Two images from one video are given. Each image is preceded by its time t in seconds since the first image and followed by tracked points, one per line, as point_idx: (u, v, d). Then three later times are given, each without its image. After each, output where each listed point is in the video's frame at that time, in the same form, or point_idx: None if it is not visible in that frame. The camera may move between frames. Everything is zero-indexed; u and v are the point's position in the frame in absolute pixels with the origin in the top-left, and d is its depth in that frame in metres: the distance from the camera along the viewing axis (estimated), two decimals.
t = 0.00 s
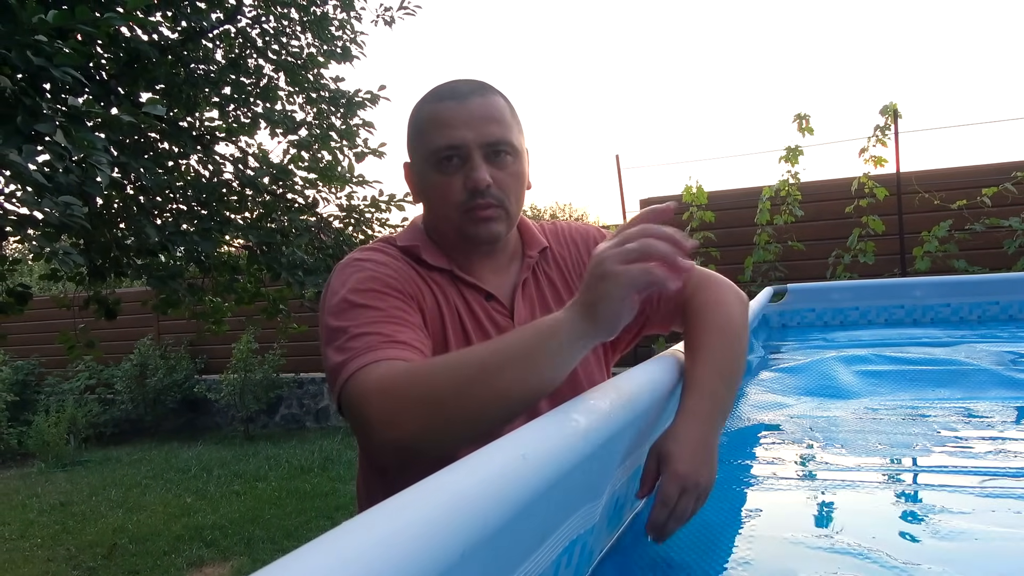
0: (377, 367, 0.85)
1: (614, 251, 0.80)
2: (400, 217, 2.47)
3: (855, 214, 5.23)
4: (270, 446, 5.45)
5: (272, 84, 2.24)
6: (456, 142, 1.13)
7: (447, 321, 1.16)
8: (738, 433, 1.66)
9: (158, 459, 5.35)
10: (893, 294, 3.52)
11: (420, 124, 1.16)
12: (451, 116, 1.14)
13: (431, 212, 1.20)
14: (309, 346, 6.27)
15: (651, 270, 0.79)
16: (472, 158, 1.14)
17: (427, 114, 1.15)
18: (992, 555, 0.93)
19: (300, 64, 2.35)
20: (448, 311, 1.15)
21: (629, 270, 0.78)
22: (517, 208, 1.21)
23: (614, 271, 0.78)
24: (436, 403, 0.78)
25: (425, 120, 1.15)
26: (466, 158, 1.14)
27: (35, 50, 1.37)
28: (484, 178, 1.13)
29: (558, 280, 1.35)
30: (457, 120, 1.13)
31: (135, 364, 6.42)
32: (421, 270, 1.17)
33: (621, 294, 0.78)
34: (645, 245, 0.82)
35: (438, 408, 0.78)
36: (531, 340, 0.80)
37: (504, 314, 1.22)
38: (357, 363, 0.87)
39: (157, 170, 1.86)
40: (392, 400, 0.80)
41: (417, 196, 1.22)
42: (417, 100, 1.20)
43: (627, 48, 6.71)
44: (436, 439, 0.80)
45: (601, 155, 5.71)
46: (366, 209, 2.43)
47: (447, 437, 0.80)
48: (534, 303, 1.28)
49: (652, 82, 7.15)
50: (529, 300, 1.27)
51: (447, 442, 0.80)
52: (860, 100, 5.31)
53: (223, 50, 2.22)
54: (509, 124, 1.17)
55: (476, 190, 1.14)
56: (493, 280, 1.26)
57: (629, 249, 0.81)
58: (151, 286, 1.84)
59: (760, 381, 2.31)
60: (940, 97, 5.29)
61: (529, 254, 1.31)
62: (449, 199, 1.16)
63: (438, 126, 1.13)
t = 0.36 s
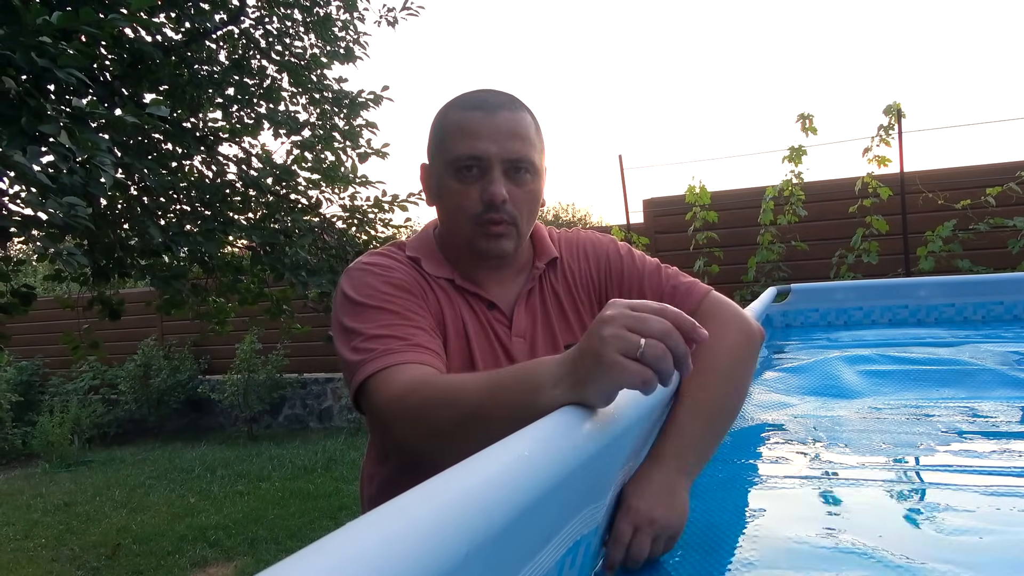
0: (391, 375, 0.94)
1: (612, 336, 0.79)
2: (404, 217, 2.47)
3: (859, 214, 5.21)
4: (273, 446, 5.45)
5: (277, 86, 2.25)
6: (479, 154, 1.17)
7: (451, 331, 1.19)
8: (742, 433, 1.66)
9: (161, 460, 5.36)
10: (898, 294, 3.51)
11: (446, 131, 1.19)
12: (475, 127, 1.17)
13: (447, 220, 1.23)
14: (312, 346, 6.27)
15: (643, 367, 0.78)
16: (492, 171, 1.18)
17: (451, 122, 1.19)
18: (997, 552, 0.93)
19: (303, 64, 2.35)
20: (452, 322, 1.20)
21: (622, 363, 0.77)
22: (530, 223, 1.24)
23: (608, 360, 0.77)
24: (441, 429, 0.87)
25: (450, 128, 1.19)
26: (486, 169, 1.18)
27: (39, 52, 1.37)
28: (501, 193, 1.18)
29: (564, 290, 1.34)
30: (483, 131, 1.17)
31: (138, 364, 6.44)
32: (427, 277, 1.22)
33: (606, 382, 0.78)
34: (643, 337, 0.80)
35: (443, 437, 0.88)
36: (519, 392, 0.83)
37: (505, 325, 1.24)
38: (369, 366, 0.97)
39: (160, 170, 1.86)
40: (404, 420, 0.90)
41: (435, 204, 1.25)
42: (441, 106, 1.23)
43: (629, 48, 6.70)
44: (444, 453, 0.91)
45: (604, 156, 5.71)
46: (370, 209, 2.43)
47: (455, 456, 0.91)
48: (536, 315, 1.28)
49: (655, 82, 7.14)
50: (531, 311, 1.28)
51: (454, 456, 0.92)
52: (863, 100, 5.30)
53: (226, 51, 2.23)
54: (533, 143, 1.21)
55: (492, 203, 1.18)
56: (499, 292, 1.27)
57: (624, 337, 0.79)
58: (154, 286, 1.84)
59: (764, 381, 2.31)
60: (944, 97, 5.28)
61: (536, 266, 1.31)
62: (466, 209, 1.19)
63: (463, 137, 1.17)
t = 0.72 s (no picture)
0: (379, 380, 0.95)
1: (612, 338, 0.80)
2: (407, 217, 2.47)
3: (861, 215, 5.21)
4: (275, 446, 5.46)
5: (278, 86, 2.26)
6: (465, 146, 1.17)
7: (444, 333, 1.20)
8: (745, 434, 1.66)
9: (163, 459, 5.37)
10: (901, 294, 3.50)
11: (433, 127, 1.20)
12: (462, 119, 1.18)
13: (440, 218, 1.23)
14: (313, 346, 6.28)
15: (645, 368, 0.79)
16: (479, 162, 1.18)
17: (437, 117, 1.20)
18: (999, 555, 0.93)
19: (305, 65, 2.35)
20: (445, 323, 1.20)
21: (625, 365, 0.78)
22: (523, 218, 1.24)
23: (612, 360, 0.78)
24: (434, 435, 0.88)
25: (438, 124, 1.19)
26: (475, 162, 1.18)
27: (42, 52, 1.38)
28: (490, 182, 1.17)
29: (563, 291, 1.33)
30: (468, 122, 1.17)
31: (141, 364, 6.45)
32: (420, 279, 1.22)
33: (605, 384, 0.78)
34: (646, 339, 0.81)
35: (436, 442, 0.89)
36: (516, 397, 0.84)
37: (499, 328, 1.24)
38: (360, 371, 0.97)
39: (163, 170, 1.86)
40: (394, 426, 0.90)
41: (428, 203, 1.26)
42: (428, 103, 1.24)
43: (631, 49, 6.70)
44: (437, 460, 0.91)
45: (606, 156, 5.71)
46: (372, 209, 2.44)
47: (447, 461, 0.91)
48: (532, 316, 1.27)
49: (657, 83, 7.14)
50: (528, 313, 1.27)
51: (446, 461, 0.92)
52: (866, 100, 5.29)
53: (228, 51, 2.24)
54: (522, 134, 1.21)
55: (480, 194, 1.17)
56: (496, 292, 1.28)
57: (625, 338, 0.80)
58: (157, 286, 1.84)
59: (766, 381, 2.31)
60: (946, 97, 5.27)
61: (533, 266, 1.30)
62: (458, 205, 1.19)
63: (450, 131, 1.18)
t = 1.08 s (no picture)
0: (359, 404, 0.91)
1: (630, 345, 0.81)
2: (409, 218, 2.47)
3: (864, 215, 5.20)
4: (278, 446, 5.46)
5: (280, 86, 2.26)
6: (477, 142, 1.13)
7: (426, 342, 1.13)
8: (747, 435, 1.66)
9: (166, 459, 5.37)
10: (903, 295, 3.50)
11: (435, 119, 1.14)
12: (468, 113, 1.13)
13: (433, 218, 1.17)
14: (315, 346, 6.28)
15: (660, 378, 0.81)
16: (489, 160, 1.13)
17: (440, 110, 1.14)
18: (1004, 556, 0.93)
19: (308, 66, 2.36)
20: (429, 331, 1.14)
21: (641, 373, 0.79)
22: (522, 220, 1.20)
23: (628, 368, 0.79)
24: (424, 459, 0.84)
25: (440, 116, 1.14)
26: (482, 160, 1.13)
27: (46, 53, 1.38)
28: (502, 182, 1.12)
29: (552, 291, 1.26)
30: (477, 116, 1.12)
31: (143, 364, 6.46)
32: (398, 286, 1.15)
33: (618, 392, 0.80)
34: (662, 349, 0.82)
35: (422, 467, 0.85)
36: (520, 408, 0.83)
37: (489, 334, 1.18)
38: (339, 397, 0.93)
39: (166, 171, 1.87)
40: (381, 451, 0.86)
41: (418, 201, 1.20)
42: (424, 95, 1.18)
43: (633, 49, 6.71)
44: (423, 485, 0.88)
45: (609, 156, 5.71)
46: (374, 209, 2.44)
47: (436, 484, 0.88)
48: (523, 318, 1.22)
49: (659, 83, 7.14)
50: (518, 315, 1.21)
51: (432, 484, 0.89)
52: (868, 100, 5.29)
53: (232, 51, 2.23)
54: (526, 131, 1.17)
55: (491, 194, 1.13)
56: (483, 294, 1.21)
57: (642, 347, 0.81)
58: (159, 287, 1.85)
59: (768, 382, 2.31)
60: (950, 98, 5.26)
61: (520, 263, 1.24)
62: (460, 202, 1.14)
63: (458, 124, 1.13)
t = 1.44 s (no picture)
0: (341, 417, 0.87)
1: (635, 345, 0.81)
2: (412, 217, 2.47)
3: (867, 215, 5.19)
4: (280, 446, 5.47)
5: (284, 86, 2.28)
6: (466, 154, 1.11)
7: (396, 344, 1.13)
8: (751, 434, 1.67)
9: (169, 459, 5.38)
10: (907, 295, 3.49)
11: (424, 121, 1.12)
12: (460, 119, 1.11)
13: (412, 222, 1.16)
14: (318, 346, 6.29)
15: (662, 376, 0.81)
16: (478, 174, 1.12)
17: (429, 113, 1.11)
18: (1006, 557, 0.93)
19: (311, 66, 2.36)
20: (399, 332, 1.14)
21: (648, 372, 0.80)
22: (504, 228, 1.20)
23: (634, 368, 0.79)
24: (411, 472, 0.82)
25: (427, 120, 1.11)
26: (471, 172, 1.12)
27: (49, 53, 1.39)
28: (489, 199, 1.12)
29: (535, 286, 1.26)
30: (469, 124, 1.10)
31: (147, 364, 6.47)
32: (368, 289, 1.15)
33: (624, 390, 0.80)
34: (667, 347, 0.83)
35: (407, 474, 0.82)
36: (522, 411, 0.83)
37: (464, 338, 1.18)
38: (314, 407, 0.88)
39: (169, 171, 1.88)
40: (366, 466, 0.83)
41: (397, 202, 1.19)
42: (411, 90, 1.15)
43: (636, 49, 6.71)
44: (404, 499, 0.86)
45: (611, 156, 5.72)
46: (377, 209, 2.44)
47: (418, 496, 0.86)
48: (504, 318, 1.22)
49: (662, 83, 7.15)
50: (498, 315, 1.22)
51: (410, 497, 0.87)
52: (871, 100, 5.28)
53: (235, 52, 2.22)
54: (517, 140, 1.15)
55: (476, 210, 1.12)
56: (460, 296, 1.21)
57: (646, 348, 0.81)
58: (163, 286, 1.86)
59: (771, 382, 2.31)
60: (953, 97, 5.25)
61: (502, 261, 1.24)
62: (442, 211, 1.13)
63: (448, 131, 1.11)
